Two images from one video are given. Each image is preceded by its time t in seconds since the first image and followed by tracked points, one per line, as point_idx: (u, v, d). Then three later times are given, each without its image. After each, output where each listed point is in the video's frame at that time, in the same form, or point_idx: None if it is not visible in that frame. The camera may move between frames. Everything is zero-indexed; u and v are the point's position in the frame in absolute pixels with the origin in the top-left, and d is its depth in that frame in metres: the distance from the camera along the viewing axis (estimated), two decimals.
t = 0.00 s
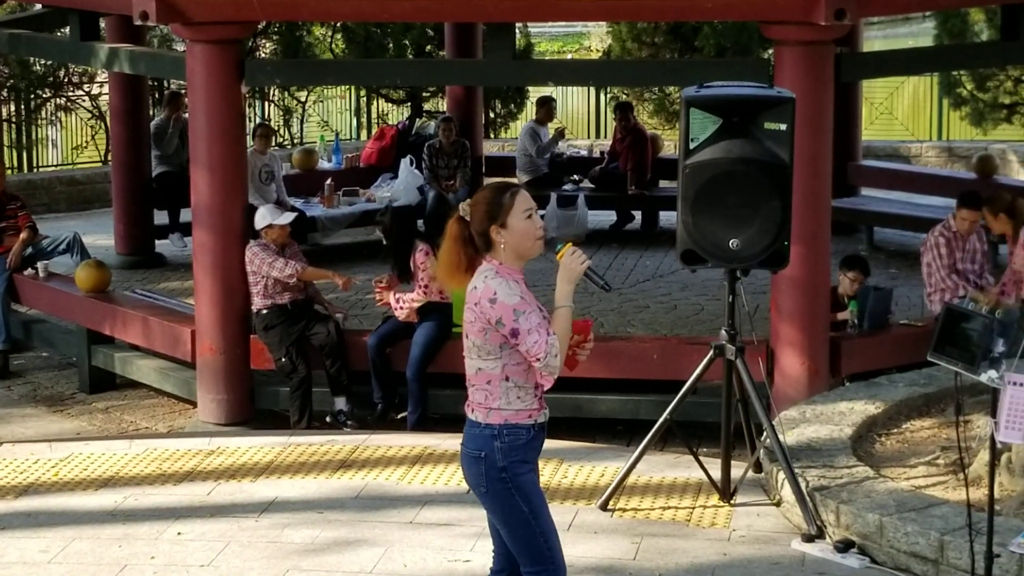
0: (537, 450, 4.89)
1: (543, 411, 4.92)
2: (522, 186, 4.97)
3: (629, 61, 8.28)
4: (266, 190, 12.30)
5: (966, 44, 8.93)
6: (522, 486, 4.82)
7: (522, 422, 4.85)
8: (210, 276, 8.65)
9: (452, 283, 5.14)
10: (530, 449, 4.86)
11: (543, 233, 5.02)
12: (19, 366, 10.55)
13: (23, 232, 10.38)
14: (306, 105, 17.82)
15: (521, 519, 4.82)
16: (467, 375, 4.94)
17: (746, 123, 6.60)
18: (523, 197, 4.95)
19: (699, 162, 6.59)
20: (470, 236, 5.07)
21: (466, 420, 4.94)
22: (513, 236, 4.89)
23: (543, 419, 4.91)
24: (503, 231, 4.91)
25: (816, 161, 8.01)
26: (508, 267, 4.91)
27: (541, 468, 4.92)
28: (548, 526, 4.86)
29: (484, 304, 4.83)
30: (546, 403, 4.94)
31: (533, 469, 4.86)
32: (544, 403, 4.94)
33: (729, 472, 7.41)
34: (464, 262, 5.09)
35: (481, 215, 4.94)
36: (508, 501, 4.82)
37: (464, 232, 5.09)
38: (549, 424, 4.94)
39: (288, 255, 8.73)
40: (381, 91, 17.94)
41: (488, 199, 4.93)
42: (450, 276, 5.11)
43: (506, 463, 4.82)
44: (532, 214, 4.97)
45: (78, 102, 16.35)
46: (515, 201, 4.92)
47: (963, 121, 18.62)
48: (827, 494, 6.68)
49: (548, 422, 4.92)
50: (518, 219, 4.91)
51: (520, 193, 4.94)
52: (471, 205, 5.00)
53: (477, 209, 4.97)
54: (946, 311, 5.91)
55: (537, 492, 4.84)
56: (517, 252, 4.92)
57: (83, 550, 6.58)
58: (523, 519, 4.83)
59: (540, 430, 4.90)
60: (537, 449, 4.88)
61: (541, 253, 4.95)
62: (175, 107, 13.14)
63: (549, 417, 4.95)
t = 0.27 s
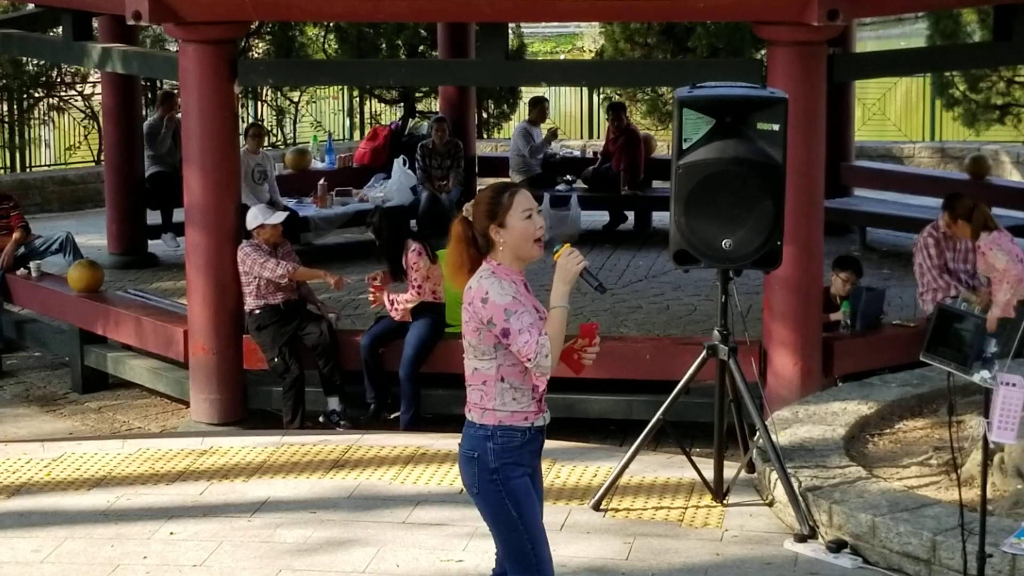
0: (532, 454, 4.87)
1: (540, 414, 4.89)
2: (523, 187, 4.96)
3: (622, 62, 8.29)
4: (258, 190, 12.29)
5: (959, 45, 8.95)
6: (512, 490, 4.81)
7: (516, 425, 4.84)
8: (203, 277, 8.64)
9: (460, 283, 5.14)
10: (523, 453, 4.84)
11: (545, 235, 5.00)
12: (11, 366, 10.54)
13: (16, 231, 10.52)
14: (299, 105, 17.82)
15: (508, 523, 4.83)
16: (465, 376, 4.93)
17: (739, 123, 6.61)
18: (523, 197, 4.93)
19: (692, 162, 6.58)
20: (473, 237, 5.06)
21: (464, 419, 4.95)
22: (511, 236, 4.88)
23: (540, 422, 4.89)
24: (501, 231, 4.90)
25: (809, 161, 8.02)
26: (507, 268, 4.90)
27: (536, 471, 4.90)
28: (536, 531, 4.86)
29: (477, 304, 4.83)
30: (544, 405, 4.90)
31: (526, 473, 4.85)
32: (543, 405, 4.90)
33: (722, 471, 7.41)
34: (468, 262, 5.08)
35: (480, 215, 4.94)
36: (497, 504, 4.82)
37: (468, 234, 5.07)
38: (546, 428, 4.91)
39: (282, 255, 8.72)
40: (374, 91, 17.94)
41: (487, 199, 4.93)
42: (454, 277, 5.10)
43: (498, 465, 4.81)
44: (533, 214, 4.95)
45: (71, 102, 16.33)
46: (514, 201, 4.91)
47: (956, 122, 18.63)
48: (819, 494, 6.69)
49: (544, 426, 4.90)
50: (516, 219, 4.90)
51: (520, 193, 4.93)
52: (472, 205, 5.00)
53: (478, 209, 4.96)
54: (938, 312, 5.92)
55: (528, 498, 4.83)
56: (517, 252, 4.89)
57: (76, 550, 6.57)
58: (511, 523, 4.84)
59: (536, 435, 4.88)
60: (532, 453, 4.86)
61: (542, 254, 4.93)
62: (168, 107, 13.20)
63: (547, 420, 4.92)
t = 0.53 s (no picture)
0: (539, 464, 4.85)
1: (546, 423, 4.88)
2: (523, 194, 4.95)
3: (618, 61, 8.29)
4: (254, 189, 12.29)
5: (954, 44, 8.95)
6: (520, 501, 4.80)
7: (523, 435, 4.83)
8: (199, 276, 8.64)
9: (461, 294, 5.09)
10: (531, 463, 4.83)
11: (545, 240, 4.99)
12: (6, 366, 10.53)
13: (12, 232, 10.45)
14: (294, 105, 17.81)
15: (516, 533, 4.82)
16: (469, 386, 4.92)
17: (735, 123, 6.61)
18: (524, 204, 4.93)
19: (688, 162, 6.57)
20: (474, 245, 5.00)
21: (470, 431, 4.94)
22: (512, 245, 4.88)
23: (546, 432, 4.88)
24: (502, 240, 4.90)
25: (805, 161, 8.02)
26: (508, 276, 4.90)
27: (543, 481, 4.89)
28: (543, 541, 4.86)
29: (479, 314, 4.82)
30: (549, 414, 4.90)
31: (534, 483, 4.83)
32: (548, 414, 4.90)
33: (718, 471, 7.41)
34: (469, 272, 5.03)
35: (480, 224, 4.94)
36: (505, 515, 4.81)
37: (467, 242, 5.02)
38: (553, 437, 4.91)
39: (277, 255, 8.71)
40: (370, 90, 17.93)
41: (487, 207, 4.93)
42: (454, 286, 5.08)
43: (505, 475, 4.80)
44: (533, 221, 4.95)
45: (67, 101, 16.32)
46: (514, 208, 4.90)
47: (952, 121, 18.65)
48: (815, 494, 6.68)
49: (551, 435, 4.89)
50: (517, 227, 4.89)
51: (520, 201, 4.92)
52: (472, 214, 4.99)
53: (478, 218, 4.96)
54: (934, 312, 5.92)
55: (536, 508, 4.82)
56: (518, 261, 4.90)
57: (71, 550, 6.56)
58: (519, 533, 4.83)
59: (543, 444, 4.87)
60: (539, 462, 4.85)
61: (544, 260, 4.93)
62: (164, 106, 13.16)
63: (553, 429, 4.92)
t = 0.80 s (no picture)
0: (544, 462, 4.86)
1: (553, 418, 4.89)
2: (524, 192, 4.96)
3: (618, 60, 8.29)
4: (255, 187, 12.28)
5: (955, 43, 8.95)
6: (525, 499, 4.81)
7: (530, 431, 4.83)
8: (200, 274, 8.65)
9: (461, 291, 5.06)
10: (536, 461, 4.84)
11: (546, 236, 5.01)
12: (6, 364, 10.53)
13: (12, 229, 10.47)
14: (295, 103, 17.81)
15: (518, 531, 4.83)
16: (475, 385, 4.91)
17: (736, 122, 6.60)
18: (526, 201, 4.93)
19: (688, 160, 6.58)
20: (475, 243, 4.98)
21: (473, 428, 4.93)
22: (517, 242, 4.88)
23: (552, 428, 4.88)
24: (506, 237, 4.89)
25: (805, 159, 8.02)
26: (512, 274, 4.90)
27: (547, 480, 4.90)
28: (543, 541, 4.86)
29: (487, 315, 4.80)
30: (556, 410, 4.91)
31: (538, 482, 4.84)
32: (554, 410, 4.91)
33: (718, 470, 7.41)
34: (471, 270, 5.00)
35: (483, 222, 4.93)
36: (508, 512, 4.81)
37: (468, 240, 5.00)
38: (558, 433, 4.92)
39: (278, 253, 8.71)
40: (371, 89, 17.93)
41: (490, 205, 4.92)
42: (454, 285, 5.04)
43: (511, 473, 4.80)
44: (536, 218, 4.95)
45: (67, 99, 16.32)
46: (518, 206, 4.90)
47: (952, 121, 18.64)
48: (815, 492, 6.68)
49: (556, 432, 4.90)
50: (521, 224, 4.90)
51: (522, 198, 4.92)
52: (473, 212, 4.98)
53: (480, 215, 4.95)
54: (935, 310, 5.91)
55: (539, 507, 4.83)
56: (522, 257, 4.90)
57: (71, 548, 6.56)
58: (520, 531, 4.83)
59: (549, 442, 4.87)
60: (544, 460, 4.85)
61: (546, 255, 4.93)
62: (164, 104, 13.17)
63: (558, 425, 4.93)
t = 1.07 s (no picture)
0: (544, 459, 4.86)
1: (552, 416, 4.89)
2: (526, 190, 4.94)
3: (619, 59, 8.29)
4: (255, 186, 12.28)
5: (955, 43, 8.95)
6: (524, 496, 4.81)
7: (530, 428, 4.83)
8: (200, 272, 8.65)
9: (458, 288, 5.07)
10: (536, 458, 4.84)
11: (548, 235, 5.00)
12: (7, 362, 10.53)
13: (13, 228, 10.47)
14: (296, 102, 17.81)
15: (517, 528, 4.83)
16: (475, 382, 4.91)
17: (737, 121, 6.58)
18: (529, 199, 4.91)
19: (689, 160, 6.58)
20: (476, 239, 4.98)
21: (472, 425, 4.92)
22: (519, 241, 4.87)
23: (551, 424, 4.88)
24: (508, 235, 4.88)
25: (806, 158, 8.02)
26: (513, 273, 4.89)
27: (547, 477, 4.90)
28: (540, 538, 4.87)
29: (488, 315, 4.80)
30: (555, 407, 4.91)
31: (538, 479, 4.84)
32: (553, 407, 4.91)
33: (719, 469, 7.41)
34: (468, 267, 5.02)
35: (485, 219, 4.91)
36: (508, 508, 4.81)
37: (469, 236, 5.01)
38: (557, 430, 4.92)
39: (279, 253, 8.72)
40: (371, 87, 17.93)
41: (493, 202, 4.90)
42: (455, 281, 5.05)
43: (512, 469, 4.80)
44: (538, 217, 4.93)
45: (68, 98, 16.33)
46: (520, 204, 4.88)
47: (953, 120, 18.64)
48: (816, 492, 6.68)
49: (555, 430, 4.90)
50: (524, 222, 4.88)
51: (524, 196, 4.91)
52: (475, 209, 4.96)
53: (481, 212, 4.94)
54: (935, 310, 5.91)
55: (539, 503, 4.84)
56: (523, 256, 4.89)
57: (72, 547, 6.56)
58: (518, 528, 4.84)
59: (548, 439, 4.87)
60: (544, 457, 4.86)
61: (546, 255, 4.92)
62: (165, 103, 13.17)
63: (557, 422, 4.93)
